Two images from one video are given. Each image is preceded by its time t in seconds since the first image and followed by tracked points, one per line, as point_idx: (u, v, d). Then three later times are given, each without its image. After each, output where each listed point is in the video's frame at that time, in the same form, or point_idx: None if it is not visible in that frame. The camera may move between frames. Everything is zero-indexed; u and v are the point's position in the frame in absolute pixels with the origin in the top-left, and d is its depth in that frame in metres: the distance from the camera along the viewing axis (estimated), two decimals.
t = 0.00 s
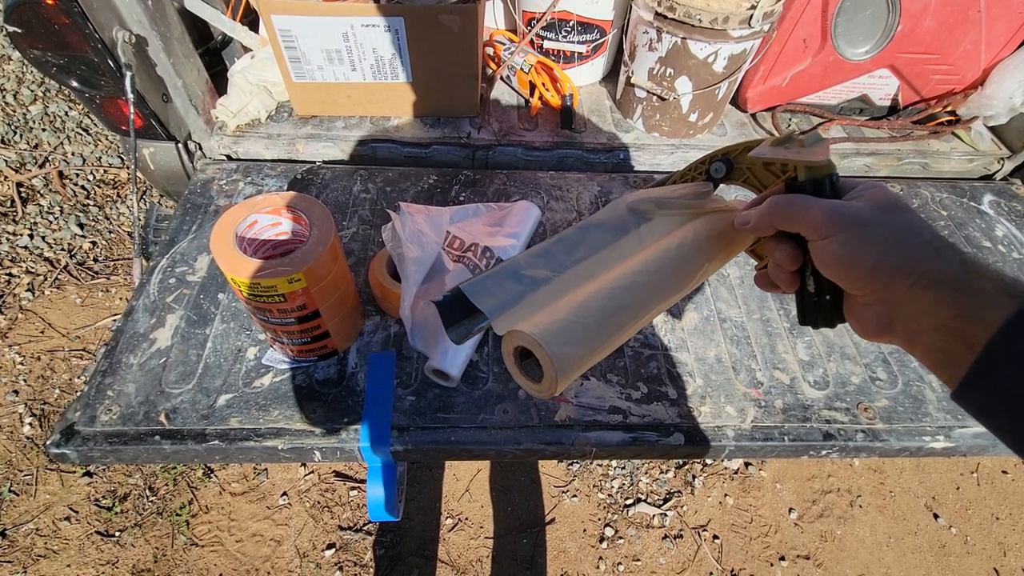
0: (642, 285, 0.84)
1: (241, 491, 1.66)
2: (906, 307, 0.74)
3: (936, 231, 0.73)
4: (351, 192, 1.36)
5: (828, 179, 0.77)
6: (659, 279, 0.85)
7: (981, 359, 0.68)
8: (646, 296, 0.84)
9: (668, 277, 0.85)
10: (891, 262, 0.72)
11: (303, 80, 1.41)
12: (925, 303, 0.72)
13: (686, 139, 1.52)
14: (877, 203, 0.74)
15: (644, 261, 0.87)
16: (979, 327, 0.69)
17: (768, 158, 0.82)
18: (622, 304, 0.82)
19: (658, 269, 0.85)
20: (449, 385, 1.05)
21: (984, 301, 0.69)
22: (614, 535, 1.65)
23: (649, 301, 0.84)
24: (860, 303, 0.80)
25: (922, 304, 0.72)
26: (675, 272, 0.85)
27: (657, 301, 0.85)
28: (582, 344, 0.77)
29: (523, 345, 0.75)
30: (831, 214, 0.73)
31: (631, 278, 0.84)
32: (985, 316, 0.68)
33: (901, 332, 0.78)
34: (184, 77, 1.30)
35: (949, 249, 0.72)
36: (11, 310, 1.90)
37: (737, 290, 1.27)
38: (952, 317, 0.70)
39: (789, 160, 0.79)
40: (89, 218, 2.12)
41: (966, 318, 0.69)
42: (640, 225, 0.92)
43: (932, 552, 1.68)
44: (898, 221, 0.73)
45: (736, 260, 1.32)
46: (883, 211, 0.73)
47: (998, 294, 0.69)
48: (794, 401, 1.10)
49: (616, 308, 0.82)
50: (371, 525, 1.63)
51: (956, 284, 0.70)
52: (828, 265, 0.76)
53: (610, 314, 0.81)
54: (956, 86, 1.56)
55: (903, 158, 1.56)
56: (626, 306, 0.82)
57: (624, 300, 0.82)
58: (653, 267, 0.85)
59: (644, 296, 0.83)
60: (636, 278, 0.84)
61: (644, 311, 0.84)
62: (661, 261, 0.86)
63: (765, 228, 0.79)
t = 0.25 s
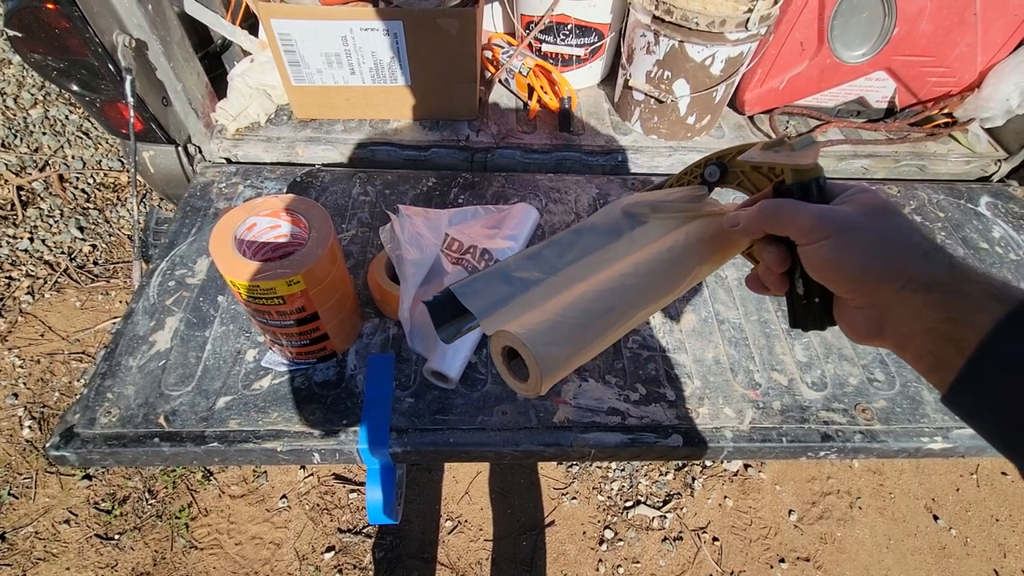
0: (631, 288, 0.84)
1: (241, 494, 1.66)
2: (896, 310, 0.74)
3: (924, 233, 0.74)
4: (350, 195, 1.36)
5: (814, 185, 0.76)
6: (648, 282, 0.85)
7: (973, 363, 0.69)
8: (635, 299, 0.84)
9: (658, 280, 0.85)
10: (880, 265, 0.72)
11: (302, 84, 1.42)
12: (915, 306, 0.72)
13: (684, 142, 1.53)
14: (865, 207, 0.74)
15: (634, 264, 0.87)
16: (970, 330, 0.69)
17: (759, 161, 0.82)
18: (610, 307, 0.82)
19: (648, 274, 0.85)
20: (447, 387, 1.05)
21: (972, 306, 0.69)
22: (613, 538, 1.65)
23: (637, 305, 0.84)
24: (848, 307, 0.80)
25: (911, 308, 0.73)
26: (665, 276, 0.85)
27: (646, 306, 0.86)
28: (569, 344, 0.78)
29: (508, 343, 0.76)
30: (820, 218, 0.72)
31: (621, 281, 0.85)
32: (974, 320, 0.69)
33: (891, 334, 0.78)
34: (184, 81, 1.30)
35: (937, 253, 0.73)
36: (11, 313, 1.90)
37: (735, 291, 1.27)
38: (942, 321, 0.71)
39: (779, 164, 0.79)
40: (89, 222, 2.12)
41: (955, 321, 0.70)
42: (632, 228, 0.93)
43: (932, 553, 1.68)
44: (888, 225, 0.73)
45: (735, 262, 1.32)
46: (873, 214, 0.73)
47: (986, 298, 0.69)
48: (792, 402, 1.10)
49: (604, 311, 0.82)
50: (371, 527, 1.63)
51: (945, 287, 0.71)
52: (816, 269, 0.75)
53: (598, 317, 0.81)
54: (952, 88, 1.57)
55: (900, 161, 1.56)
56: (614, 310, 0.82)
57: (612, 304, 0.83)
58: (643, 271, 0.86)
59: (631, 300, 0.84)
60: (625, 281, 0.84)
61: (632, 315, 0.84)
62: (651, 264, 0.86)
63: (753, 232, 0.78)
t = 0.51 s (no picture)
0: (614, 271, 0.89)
1: (243, 495, 1.67)
2: (879, 308, 0.71)
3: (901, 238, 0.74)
4: (352, 197, 1.37)
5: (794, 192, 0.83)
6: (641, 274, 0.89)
7: (957, 360, 0.65)
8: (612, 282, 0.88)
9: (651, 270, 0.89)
10: (864, 263, 0.71)
11: (304, 87, 1.43)
12: (899, 302, 0.69)
13: (682, 143, 1.54)
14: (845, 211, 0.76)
15: (634, 259, 0.91)
16: (955, 326, 0.66)
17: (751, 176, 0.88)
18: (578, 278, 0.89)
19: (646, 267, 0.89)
20: (448, 387, 1.06)
21: (955, 300, 0.67)
22: (614, 537, 1.66)
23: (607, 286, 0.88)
24: (828, 308, 0.76)
25: (894, 304, 0.70)
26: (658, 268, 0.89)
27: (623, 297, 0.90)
28: (523, 300, 0.86)
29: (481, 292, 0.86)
30: (803, 215, 0.74)
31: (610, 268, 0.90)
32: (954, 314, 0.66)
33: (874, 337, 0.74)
34: (186, 85, 1.31)
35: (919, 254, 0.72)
36: (14, 316, 1.91)
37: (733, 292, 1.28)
38: (924, 316, 0.67)
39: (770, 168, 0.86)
40: (91, 224, 2.13)
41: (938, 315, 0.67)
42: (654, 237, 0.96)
43: (932, 552, 1.69)
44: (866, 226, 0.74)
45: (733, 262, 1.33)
46: (854, 217, 0.75)
47: (969, 294, 0.67)
48: (791, 401, 1.11)
49: (569, 282, 0.89)
50: (373, 528, 1.64)
51: (927, 283, 0.69)
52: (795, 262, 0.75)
53: (563, 287, 0.88)
54: (949, 89, 1.58)
55: (898, 161, 1.57)
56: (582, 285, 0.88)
57: (589, 283, 0.88)
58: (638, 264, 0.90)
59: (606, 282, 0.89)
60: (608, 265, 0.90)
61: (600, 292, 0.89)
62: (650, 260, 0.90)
63: (735, 226, 0.81)
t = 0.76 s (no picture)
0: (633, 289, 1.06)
1: (245, 496, 1.67)
2: (878, 314, 0.73)
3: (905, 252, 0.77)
4: (353, 198, 1.38)
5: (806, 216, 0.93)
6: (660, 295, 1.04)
7: (952, 367, 0.66)
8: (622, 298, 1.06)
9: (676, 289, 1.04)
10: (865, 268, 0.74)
11: (305, 88, 1.43)
12: (897, 308, 0.71)
13: (683, 143, 1.54)
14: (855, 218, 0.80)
15: (669, 279, 1.05)
16: (951, 333, 0.67)
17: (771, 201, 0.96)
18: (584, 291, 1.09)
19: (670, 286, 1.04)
20: (451, 386, 1.06)
21: (953, 308, 0.68)
22: (616, 537, 1.66)
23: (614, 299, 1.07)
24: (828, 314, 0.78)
25: (893, 310, 0.72)
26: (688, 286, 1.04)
27: (636, 314, 1.06)
28: (549, 306, 1.09)
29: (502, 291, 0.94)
30: (812, 218, 0.80)
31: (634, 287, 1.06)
32: (950, 321, 0.67)
33: (873, 346, 0.75)
34: (188, 86, 1.32)
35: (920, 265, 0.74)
36: (16, 318, 1.92)
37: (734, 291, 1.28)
38: (921, 322, 0.69)
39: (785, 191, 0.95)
40: (92, 226, 2.14)
41: (936, 321, 0.68)
42: (702, 263, 1.09)
43: (934, 550, 1.69)
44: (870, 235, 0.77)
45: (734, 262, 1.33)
46: (860, 227, 0.78)
47: (967, 303, 0.68)
48: (792, 400, 1.11)
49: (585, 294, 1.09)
50: (375, 528, 1.64)
51: (927, 291, 0.71)
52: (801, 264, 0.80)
53: (582, 296, 1.09)
54: (949, 88, 1.58)
55: (898, 160, 1.58)
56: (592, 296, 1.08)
57: (602, 298, 1.08)
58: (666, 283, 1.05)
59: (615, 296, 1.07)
60: (618, 284, 1.08)
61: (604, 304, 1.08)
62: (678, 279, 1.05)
63: (750, 219, 0.88)
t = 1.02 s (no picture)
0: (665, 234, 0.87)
1: (245, 501, 1.67)
2: (916, 319, 0.72)
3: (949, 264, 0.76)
4: (350, 201, 1.37)
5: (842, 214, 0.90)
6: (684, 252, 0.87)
7: (983, 375, 0.65)
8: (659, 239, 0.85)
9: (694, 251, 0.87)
10: (909, 271, 0.74)
11: (300, 91, 1.43)
12: (936, 315, 0.71)
13: (679, 142, 1.54)
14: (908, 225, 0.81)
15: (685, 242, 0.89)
16: (984, 342, 0.66)
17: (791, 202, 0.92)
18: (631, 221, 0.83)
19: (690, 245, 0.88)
20: (449, 389, 1.06)
21: (991, 316, 0.67)
22: (617, 537, 1.66)
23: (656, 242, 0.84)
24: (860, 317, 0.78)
25: (930, 316, 0.71)
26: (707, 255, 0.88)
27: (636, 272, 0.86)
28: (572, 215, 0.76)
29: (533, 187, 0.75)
30: (874, 211, 0.79)
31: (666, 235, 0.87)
32: (986, 329, 0.67)
33: (904, 355, 0.74)
34: (182, 91, 1.31)
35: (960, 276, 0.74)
36: (14, 325, 1.91)
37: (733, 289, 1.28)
38: (958, 328, 0.68)
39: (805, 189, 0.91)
40: (89, 232, 2.13)
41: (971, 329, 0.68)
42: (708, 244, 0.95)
43: (936, 546, 1.69)
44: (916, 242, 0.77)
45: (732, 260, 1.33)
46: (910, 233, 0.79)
47: (1006, 312, 0.67)
48: (792, 398, 1.11)
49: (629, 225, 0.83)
50: (376, 532, 1.64)
51: (967, 300, 0.70)
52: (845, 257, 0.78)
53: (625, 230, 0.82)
54: (944, 83, 1.58)
55: (895, 156, 1.58)
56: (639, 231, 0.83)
57: (640, 236, 0.82)
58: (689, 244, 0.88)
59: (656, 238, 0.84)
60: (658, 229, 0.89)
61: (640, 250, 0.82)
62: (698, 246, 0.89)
63: (817, 191, 0.86)
